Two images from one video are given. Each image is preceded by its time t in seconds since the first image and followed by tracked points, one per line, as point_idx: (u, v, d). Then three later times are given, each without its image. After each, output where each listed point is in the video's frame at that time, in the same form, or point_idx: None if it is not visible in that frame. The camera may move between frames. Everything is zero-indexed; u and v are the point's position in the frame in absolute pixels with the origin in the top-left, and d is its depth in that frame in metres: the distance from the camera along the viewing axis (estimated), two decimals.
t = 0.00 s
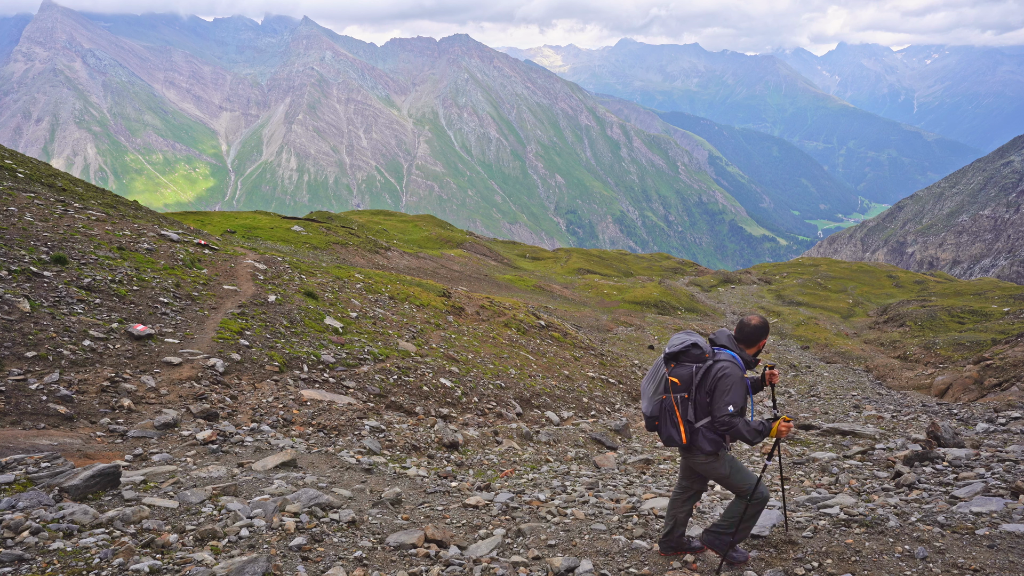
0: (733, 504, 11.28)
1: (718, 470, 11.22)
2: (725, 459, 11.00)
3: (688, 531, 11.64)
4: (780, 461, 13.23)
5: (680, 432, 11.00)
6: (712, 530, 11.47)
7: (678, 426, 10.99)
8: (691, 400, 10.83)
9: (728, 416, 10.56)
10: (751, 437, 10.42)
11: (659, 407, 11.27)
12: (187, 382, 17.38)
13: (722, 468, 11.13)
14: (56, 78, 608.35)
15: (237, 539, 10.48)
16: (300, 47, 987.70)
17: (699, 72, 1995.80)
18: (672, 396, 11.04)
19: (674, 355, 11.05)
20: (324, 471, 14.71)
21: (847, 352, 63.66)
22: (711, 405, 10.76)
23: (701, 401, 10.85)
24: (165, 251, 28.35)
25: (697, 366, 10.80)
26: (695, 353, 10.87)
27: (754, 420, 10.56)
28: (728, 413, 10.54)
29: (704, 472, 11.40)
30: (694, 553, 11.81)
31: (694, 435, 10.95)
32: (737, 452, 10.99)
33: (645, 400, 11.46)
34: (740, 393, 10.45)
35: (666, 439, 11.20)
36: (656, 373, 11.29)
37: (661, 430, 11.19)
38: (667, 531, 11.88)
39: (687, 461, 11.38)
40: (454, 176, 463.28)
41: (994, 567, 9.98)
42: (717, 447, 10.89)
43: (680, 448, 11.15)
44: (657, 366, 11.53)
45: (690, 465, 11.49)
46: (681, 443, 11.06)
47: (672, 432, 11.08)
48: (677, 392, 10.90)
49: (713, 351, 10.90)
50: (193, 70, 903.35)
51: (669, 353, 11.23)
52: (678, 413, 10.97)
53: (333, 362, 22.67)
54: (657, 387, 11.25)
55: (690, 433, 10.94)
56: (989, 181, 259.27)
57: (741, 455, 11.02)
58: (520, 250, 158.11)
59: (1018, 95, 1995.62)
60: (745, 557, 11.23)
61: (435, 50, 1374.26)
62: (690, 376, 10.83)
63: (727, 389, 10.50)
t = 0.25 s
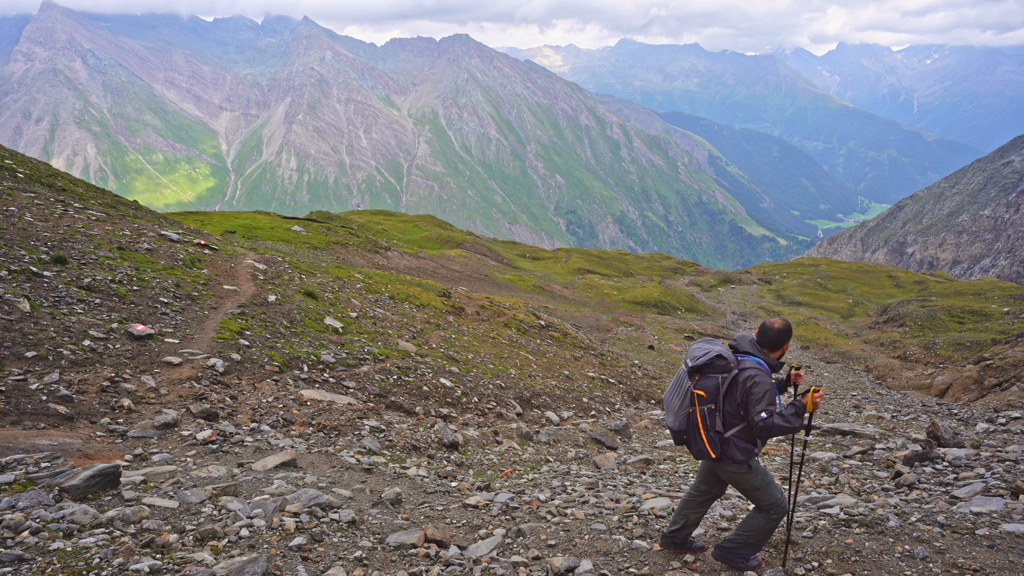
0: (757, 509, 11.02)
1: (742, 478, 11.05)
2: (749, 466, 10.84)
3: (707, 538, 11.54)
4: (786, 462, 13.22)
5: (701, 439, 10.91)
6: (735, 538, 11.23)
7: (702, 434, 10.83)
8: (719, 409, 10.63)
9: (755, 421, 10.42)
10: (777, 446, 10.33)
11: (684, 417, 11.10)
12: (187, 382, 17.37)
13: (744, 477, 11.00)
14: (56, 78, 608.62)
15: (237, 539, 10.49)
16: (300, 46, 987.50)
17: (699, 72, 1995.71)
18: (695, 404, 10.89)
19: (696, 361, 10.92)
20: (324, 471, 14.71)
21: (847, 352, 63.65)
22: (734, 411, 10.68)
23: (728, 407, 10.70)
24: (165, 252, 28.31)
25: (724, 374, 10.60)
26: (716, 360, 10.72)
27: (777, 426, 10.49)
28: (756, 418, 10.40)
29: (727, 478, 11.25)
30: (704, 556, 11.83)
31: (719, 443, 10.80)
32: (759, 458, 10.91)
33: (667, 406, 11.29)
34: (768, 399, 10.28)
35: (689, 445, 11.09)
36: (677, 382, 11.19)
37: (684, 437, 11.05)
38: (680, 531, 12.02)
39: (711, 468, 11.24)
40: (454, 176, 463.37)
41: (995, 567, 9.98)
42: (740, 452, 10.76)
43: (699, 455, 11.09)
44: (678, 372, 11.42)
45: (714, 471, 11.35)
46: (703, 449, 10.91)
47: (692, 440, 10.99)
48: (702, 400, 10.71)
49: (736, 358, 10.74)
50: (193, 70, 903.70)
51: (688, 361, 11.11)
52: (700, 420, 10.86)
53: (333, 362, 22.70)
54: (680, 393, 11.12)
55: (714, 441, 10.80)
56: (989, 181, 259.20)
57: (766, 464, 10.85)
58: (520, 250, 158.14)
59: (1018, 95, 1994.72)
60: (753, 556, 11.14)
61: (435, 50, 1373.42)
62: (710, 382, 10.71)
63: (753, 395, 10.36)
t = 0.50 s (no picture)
0: (772, 506, 11.02)
1: (766, 470, 11.03)
2: (769, 460, 10.80)
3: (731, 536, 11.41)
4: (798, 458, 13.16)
5: (726, 432, 10.78)
6: (749, 540, 11.12)
7: (728, 424, 10.74)
8: (747, 400, 10.52)
9: (787, 415, 10.38)
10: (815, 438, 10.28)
11: (709, 410, 10.96)
12: (186, 382, 17.34)
13: (768, 471, 10.84)
14: (56, 78, 608.53)
15: (236, 540, 10.48)
16: (300, 46, 987.50)
17: (699, 71, 1995.50)
18: (723, 397, 10.76)
19: (725, 352, 10.80)
20: (324, 472, 14.69)
21: (847, 352, 63.69)
22: (769, 403, 10.49)
23: (758, 401, 10.53)
24: (165, 252, 28.31)
25: (754, 366, 10.51)
26: (748, 347, 10.62)
27: (812, 416, 10.36)
28: (785, 410, 10.36)
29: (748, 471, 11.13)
30: (703, 549, 11.95)
31: (742, 434, 10.73)
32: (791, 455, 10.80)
33: (688, 395, 11.27)
34: (799, 395, 10.31)
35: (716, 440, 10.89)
36: (705, 371, 11.08)
37: (712, 430, 10.89)
38: (693, 518, 12.27)
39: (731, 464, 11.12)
40: (454, 176, 463.40)
41: (992, 566, 10.02)
42: (766, 445, 10.63)
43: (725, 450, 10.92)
44: (702, 361, 11.40)
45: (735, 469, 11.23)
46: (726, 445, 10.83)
47: (722, 429, 10.82)
48: (731, 391, 10.59)
49: (769, 351, 10.58)
50: (193, 70, 903.79)
51: (716, 350, 11.07)
52: (730, 411, 10.69)
53: (333, 362, 22.66)
54: (704, 385, 11.05)
55: (738, 432, 10.71)
56: (989, 182, 259.21)
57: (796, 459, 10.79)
58: (520, 250, 158.17)
59: (1018, 94, 1994.60)
60: (745, 557, 11.14)
61: (435, 50, 1372.94)
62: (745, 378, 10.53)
63: (783, 387, 10.31)
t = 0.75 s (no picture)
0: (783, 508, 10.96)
1: (778, 472, 11.05)
2: (783, 463, 10.79)
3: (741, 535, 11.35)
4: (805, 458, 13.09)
5: (740, 433, 10.78)
6: (753, 541, 11.17)
7: (746, 425, 10.64)
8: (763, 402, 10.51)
9: (805, 416, 10.40)
10: (836, 437, 10.24)
11: (726, 411, 10.94)
12: (187, 382, 17.36)
13: (781, 472, 10.85)
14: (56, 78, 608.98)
15: (236, 539, 10.46)
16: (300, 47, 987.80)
17: (699, 71, 1995.39)
18: (740, 399, 10.73)
19: (741, 352, 10.81)
20: (324, 472, 14.67)
21: (847, 352, 63.70)
22: (787, 406, 10.46)
23: (773, 401, 10.55)
24: (165, 251, 28.30)
25: (770, 369, 10.48)
26: (765, 349, 10.59)
27: (827, 415, 10.37)
28: (805, 411, 10.36)
29: (762, 475, 11.06)
30: (704, 548, 11.96)
31: (758, 434, 10.68)
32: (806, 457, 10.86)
33: (704, 394, 11.23)
34: (820, 397, 10.32)
35: (728, 442, 10.92)
36: (721, 372, 11.09)
37: (727, 432, 10.85)
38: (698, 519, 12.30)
39: (745, 467, 11.07)
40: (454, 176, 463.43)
41: (992, 565, 10.01)
42: (780, 445, 10.66)
43: (739, 451, 10.89)
44: (716, 361, 11.45)
45: (749, 473, 11.13)
46: (739, 447, 10.85)
47: (736, 429, 10.81)
48: (747, 392, 10.62)
49: (786, 352, 10.57)
50: (193, 70, 903.97)
51: (730, 350, 11.12)
52: (746, 414, 10.66)
53: (333, 362, 22.71)
54: (720, 387, 11.03)
55: (754, 433, 10.65)
56: (989, 181, 259.04)
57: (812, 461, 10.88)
58: (520, 250, 158.16)
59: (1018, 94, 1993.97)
60: (745, 557, 11.12)
61: (435, 50, 1373.04)
62: (760, 380, 10.56)
63: (803, 390, 10.26)
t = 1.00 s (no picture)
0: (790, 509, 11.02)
1: (790, 471, 11.03)
2: (796, 466, 10.78)
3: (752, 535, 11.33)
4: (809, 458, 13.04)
5: (753, 434, 10.77)
6: (753, 542, 11.16)
7: (757, 427, 10.69)
8: (779, 403, 10.46)
9: (821, 416, 10.32)
10: (855, 439, 10.12)
11: (743, 413, 10.91)
12: (187, 382, 17.36)
13: (792, 474, 10.85)
14: (56, 78, 610.39)
15: (236, 539, 10.46)
16: (299, 47, 987.31)
17: (699, 72, 1995.61)
18: (755, 400, 10.72)
19: (755, 352, 10.81)
20: (325, 471, 14.72)
21: (847, 352, 63.80)
22: (803, 407, 10.40)
23: (790, 402, 10.46)
24: (165, 251, 28.32)
25: (786, 369, 10.41)
26: (780, 349, 10.53)
27: (845, 415, 10.29)
28: (821, 412, 10.29)
29: (774, 478, 11.01)
30: (702, 551, 11.88)
31: (775, 437, 10.63)
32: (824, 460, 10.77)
33: (720, 393, 11.18)
34: (838, 398, 10.25)
35: (743, 443, 10.86)
36: (737, 370, 11.08)
37: (742, 432, 10.85)
38: (692, 531, 12.34)
39: (760, 471, 10.95)
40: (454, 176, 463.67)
41: (992, 566, 10.02)
42: (796, 448, 10.59)
43: (752, 453, 10.89)
44: (731, 361, 11.45)
45: (760, 476, 11.08)
46: (757, 449, 10.75)
47: (749, 429, 10.79)
48: (765, 394, 10.52)
49: (803, 350, 10.49)
50: (192, 70, 903.79)
51: (747, 350, 11.07)
52: (760, 414, 10.66)
53: (333, 362, 22.66)
54: (736, 388, 11.01)
55: (769, 434, 10.62)
56: (989, 182, 259.12)
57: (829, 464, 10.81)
58: (520, 250, 158.18)
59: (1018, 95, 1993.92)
60: (744, 556, 11.17)
61: (435, 50, 1371.79)
62: (778, 381, 10.47)
63: (818, 392, 10.24)
